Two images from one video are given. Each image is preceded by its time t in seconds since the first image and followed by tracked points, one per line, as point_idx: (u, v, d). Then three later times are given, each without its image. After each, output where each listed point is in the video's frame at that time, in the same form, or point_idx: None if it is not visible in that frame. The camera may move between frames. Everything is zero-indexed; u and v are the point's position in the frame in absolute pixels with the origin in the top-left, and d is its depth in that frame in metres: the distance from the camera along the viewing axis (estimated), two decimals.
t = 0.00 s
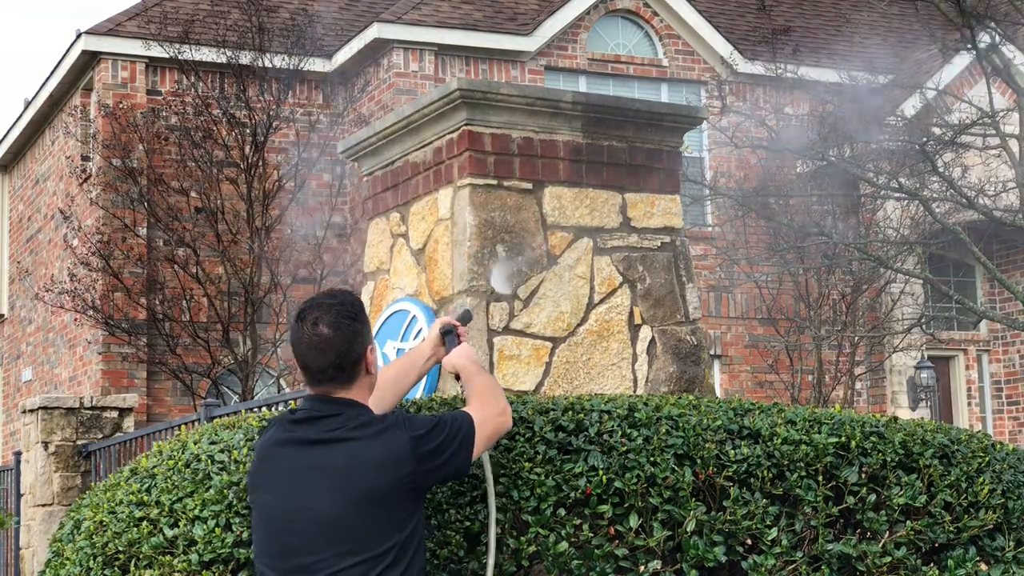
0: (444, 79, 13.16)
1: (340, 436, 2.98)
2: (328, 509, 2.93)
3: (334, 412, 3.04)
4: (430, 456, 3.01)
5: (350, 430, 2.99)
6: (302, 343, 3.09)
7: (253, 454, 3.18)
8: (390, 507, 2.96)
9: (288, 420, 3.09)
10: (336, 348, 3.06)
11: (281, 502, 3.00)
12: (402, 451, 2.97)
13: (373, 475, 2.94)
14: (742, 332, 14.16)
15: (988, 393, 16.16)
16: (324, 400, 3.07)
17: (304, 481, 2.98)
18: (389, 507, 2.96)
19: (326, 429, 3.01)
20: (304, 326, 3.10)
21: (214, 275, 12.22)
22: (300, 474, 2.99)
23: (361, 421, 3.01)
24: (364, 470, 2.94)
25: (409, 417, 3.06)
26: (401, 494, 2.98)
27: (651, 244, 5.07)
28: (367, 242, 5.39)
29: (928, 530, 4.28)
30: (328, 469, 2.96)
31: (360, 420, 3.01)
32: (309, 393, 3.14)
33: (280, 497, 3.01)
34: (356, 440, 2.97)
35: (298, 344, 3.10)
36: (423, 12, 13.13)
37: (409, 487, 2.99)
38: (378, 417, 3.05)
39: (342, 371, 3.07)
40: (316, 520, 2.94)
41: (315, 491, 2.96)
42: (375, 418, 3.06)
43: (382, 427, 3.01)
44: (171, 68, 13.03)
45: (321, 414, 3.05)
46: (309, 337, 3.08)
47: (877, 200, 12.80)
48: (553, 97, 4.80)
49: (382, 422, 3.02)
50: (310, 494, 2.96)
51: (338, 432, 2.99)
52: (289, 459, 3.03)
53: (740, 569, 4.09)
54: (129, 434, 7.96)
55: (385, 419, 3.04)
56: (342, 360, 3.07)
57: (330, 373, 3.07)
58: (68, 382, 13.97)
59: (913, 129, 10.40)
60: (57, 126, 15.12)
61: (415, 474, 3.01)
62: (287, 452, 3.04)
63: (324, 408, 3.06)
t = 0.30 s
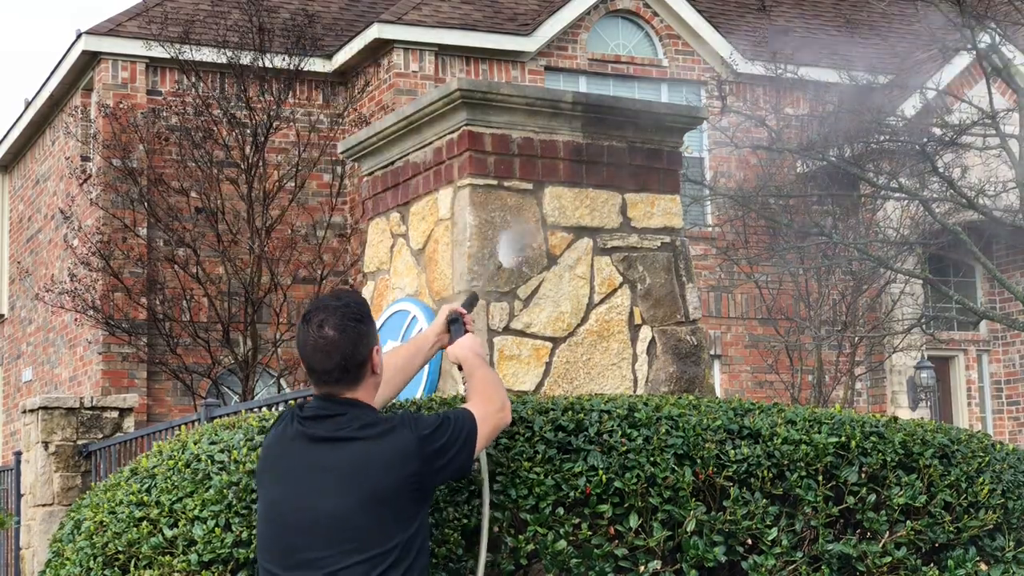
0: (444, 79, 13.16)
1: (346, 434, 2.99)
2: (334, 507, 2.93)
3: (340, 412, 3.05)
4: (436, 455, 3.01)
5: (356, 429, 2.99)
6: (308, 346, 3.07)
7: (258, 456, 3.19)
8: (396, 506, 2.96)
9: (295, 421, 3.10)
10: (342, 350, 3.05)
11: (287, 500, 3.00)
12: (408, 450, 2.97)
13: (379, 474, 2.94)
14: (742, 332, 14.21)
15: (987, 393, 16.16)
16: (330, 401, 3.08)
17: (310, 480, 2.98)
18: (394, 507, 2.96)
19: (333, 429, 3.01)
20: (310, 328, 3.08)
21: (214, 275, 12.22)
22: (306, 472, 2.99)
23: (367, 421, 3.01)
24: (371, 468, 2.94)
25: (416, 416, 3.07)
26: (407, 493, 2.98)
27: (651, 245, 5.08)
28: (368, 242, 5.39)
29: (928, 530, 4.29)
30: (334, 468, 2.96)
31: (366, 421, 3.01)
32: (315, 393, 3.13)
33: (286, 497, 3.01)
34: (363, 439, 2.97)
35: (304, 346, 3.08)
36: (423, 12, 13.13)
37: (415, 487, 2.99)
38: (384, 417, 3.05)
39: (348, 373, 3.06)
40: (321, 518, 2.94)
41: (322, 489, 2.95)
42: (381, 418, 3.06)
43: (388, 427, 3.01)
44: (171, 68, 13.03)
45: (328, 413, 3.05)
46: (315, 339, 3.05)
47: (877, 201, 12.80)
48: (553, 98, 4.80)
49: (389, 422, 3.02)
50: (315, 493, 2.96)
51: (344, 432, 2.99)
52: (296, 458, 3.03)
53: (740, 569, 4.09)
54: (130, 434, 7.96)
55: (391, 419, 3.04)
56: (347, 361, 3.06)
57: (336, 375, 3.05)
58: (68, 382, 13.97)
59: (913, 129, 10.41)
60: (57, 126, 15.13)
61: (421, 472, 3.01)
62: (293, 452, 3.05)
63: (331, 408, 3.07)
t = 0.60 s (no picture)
0: (444, 79, 13.16)
1: (331, 438, 2.93)
2: (326, 515, 2.89)
3: (321, 414, 2.98)
4: (422, 450, 2.97)
5: (341, 431, 2.93)
6: (279, 341, 3.03)
7: (234, 460, 3.10)
8: (386, 506, 2.93)
9: (274, 424, 3.02)
10: (312, 343, 3.01)
11: (275, 508, 2.95)
12: (394, 450, 2.92)
13: (368, 477, 2.90)
14: (742, 332, 14.10)
15: (987, 394, 16.17)
16: (308, 402, 3.01)
17: (297, 487, 2.93)
18: (385, 507, 2.93)
19: (316, 433, 2.95)
20: (281, 323, 3.04)
21: (214, 275, 12.22)
22: (293, 480, 2.93)
23: (350, 422, 2.96)
24: (360, 474, 2.89)
25: (396, 411, 3.01)
26: (396, 491, 2.94)
27: (651, 245, 5.08)
28: (368, 242, 5.39)
29: (928, 530, 4.28)
30: (322, 475, 2.91)
31: (349, 422, 2.96)
32: (289, 396, 3.08)
33: (273, 505, 2.95)
34: (349, 441, 2.92)
35: (276, 342, 3.04)
36: (423, 12, 13.13)
37: (403, 484, 2.96)
38: (366, 415, 3.00)
39: (319, 366, 3.02)
40: (314, 526, 2.90)
41: (311, 496, 2.90)
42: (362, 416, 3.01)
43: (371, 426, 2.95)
44: (171, 68, 13.03)
45: (308, 416, 2.99)
46: (286, 334, 3.01)
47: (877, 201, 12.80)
48: (553, 98, 4.81)
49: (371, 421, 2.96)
50: (305, 501, 2.91)
51: (328, 434, 2.93)
52: (279, 466, 2.96)
53: (741, 569, 4.09)
54: (130, 434, 7.96)
55: (373, 416, 2.98)
56: (319, 354, 3.02)
57: (308, 369, 3.01)
58: (69, 382, 13.97)
59: (913, 129, 10.41)
60: (57, 126, 15.13)
61: (407, 468, 2.97)
62: (275, 458, 2.98)
63: (309, 408, 3.00)
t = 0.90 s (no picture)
0: (444, 79, 13.16)
1: (309, 446, 2.95)
2: (301, 522, 2.91)
3: (303, 420, 3.00)
4: (403, 461, 2.94)
5: (318, 439, 2.94)
6: (265, 341, 3.07)
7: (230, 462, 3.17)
8: (362, 516, 2.92)
9: (261, 428, 3.07)
10: (296, 339, 3.04)
11: (256, 513, 3.00)
12: (370, 459, 2.91)
13: (341, 486, 2.89)
14: (742, 332, 14.17)
15: (988, 394, 16.16)
16: (294, 406, 3.04)
17: (276, 493, 2.96)
18: (362, 516, 2.92)
19: (296, 439, 2.98)
20: (267, 322, 3.08)
21: (214, 275, 12.22)
22: (271, 485, 2.97)
23: (331, 429, 2.96)
24: (333, 483, 2.90)
25: (380, 419, 2.99)
26: (373, 502, 2.93)
27: (651, 245, 5.08)
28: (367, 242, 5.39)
29: (928, 530, 4.28)
30: (298, 482, 2.93)
31: (329, 429, 2.97)
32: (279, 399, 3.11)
33: (255, 509, 3.01)
34: (326, 450, 2.93)
35: (262, 341, 3.07)
36: (423, 12, 13.14)
37: (383, 495, 2.94)
38: (348, 423, 2.99)
39: (304, 364, 3.05)
40: (289, 532, 2.93)
41: (287, 502, 2.94)
42: (345, 423, 3.00)
43: (351, 435, 2.95)
44: (171, 68, 13.03)
45: (290, 422, 3.01)
46: (270, 331, 3.06)
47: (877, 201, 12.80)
48: (553, 97, 4.80)
49: (350, 429, 2.95)
50: (281, 507, 2.94)
51: (307, 442, 2.95)
52: (262, 470, 3.01)
53: (740, 569, 4.08)
54: (129, 434, 7.97)
55: (356, 424, 2.98)
56: (304, 352, 3.04)
57: (293, 367, 3.04)
58: (68, 382, 13.97)
59: (913, 129, 10.42)
60: (57, 126, 15.13)
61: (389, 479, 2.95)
62: (258, 463, 3.02)
63: (293, 414, 3.03)
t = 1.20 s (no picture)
0: (444, 79, 13.16)
1: (298, 448, 2.94)
2: (291, 524, 2.91)
3: (294, 423, 3.00)
4: (394, 462, 2.93)
5: (308, 441, 2.94)
6: (256, 343, 3.07)
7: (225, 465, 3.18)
8: (354, 517, 2.91)
9: (254, 432, 3.07)
10: (286, 341, 3.04)
11: (249, 515, 3.01)
12: (360, 460, 2.90)
13: (330, 488, 2.89)
14: (742, 333, 14.18)
15: (988, 394, 16.16)
16: (286, 410, 3.04)
17: (267, 495, 2.97)
18: (354, 517, 2.91)
19: (286, 442, 2.98)
20: (258, 324, 3.08)
21: (213, 275, 12.22)
22: (262, 487, 2.98)
23: (321, 431, 2.96)
24: (322, 484, 2.89)
25: (372, 421, 2.98)
26: (365, 503, 2.92)
27: (651, 245, 5.08)
28: (368, 242, 5.39)
29: (928, 530, 4.28)
30: (288, 483, 2.93)
31: (319, 431, 2.96)
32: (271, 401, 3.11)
33: (247, 513, 3.01)
34: (316, 452, 2.92)
35: (253, 344, 3.08)
36: (423, 12, 13.13)
37: (374, 496, 2.93)
38: (339, 424, 2.98)
39: (295, 366, 3.05)
40: (281, 534, 2.93)
41: (278, 505, 2.94)
42: (336, 423, 3.00)
43: (342, 435, 2.94)
44: (171, 68, 13.02)
45: (281, 424, 3.02)
46: (261, 333, 3.06)
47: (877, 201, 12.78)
48: (553, 97, 4.80)
49: (340, 430, 2.95)
50: (273, 510, 2.95)
51: (297, 444, 2.95)
52: (253, 473, 3.01)
53: (740, 569, 4.08)
54: (129, 434, 7.96)
55: (347, 425, 2.97)
56: (294, 353, 3.04)
57: (283, 369, 3.04)
58: (68, 382, 13.96)
59: (913, 129, 10.42)
60: (57, 126, 15.12)
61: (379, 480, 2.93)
62: (250, 466, 3.02)
63: (284, 417, 3.03)
